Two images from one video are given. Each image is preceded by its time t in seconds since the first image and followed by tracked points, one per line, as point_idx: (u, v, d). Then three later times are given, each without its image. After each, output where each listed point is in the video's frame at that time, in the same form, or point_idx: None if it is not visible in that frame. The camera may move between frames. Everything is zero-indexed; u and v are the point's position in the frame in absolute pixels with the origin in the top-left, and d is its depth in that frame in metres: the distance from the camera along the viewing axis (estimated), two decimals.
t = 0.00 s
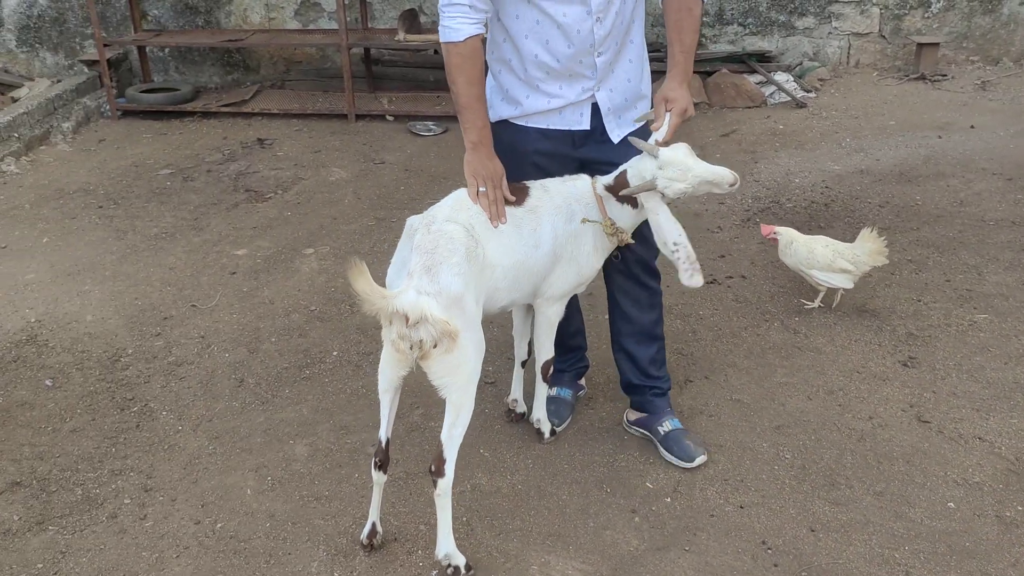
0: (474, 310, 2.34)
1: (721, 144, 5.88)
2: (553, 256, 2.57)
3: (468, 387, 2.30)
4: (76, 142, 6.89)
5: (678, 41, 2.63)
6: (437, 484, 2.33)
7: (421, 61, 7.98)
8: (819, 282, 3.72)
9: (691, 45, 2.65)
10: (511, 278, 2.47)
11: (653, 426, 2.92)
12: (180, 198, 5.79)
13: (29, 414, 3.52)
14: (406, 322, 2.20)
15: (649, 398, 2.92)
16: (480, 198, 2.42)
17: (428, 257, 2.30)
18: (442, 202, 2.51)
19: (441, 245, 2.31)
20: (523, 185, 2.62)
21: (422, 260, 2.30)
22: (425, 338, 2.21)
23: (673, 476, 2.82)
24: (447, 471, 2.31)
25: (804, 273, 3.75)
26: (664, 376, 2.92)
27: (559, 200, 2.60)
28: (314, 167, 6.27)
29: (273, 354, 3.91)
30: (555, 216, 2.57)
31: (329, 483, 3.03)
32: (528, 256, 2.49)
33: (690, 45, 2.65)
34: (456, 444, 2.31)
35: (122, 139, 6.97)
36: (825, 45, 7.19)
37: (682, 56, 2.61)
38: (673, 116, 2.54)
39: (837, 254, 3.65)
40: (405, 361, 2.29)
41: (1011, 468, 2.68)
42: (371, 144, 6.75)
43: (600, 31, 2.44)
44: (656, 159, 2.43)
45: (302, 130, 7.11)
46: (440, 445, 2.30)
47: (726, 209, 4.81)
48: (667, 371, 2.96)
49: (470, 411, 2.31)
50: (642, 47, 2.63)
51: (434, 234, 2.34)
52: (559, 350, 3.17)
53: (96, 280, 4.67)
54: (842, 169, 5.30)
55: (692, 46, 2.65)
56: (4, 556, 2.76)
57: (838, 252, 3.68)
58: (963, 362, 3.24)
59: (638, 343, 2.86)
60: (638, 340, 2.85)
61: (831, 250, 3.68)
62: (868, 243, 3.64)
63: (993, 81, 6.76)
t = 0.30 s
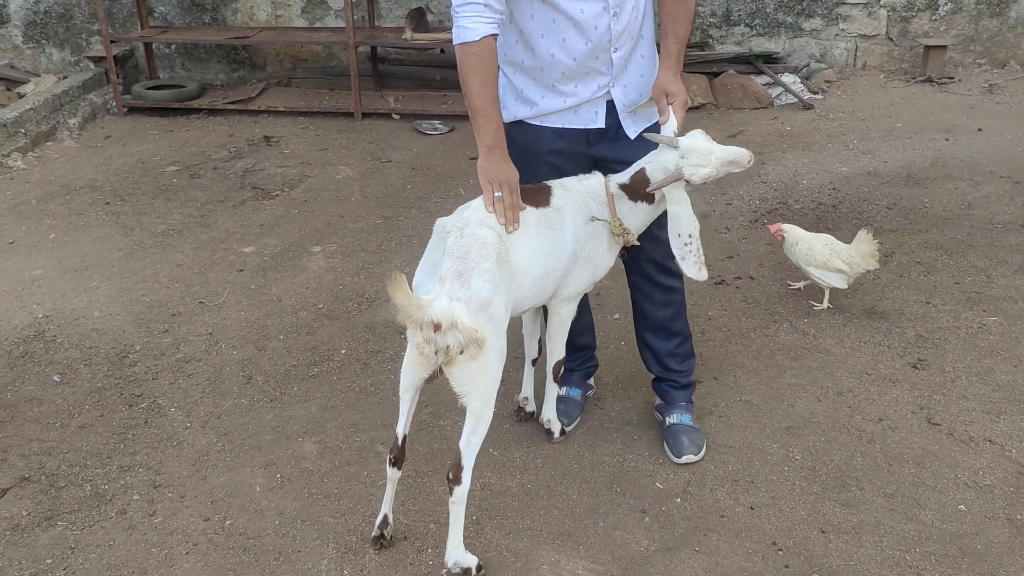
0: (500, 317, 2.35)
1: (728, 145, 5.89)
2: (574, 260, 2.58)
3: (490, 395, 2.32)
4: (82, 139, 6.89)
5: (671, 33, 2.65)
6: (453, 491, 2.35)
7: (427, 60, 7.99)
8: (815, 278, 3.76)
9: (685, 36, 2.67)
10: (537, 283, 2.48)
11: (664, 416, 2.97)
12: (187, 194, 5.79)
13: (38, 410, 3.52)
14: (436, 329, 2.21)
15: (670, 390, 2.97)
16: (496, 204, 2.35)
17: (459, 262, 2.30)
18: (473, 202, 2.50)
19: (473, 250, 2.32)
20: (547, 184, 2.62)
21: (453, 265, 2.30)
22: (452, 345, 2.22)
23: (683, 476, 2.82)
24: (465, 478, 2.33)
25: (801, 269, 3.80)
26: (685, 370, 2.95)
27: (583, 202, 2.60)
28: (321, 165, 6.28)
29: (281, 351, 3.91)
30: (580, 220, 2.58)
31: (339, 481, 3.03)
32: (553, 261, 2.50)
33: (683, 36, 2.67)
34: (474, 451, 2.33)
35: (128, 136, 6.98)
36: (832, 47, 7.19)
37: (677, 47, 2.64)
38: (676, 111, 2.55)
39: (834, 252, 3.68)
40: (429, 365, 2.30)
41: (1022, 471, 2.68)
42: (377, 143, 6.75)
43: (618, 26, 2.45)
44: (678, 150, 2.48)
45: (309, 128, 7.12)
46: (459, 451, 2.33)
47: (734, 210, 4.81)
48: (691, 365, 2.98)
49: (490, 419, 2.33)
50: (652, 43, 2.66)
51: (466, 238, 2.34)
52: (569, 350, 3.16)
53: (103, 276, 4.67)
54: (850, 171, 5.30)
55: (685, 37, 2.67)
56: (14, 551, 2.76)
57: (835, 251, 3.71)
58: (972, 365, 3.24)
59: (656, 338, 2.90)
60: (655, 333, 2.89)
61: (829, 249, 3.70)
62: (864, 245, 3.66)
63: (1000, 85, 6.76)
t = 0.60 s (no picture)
0: (504, 318, 2.34)
1: (731, 145, 5.88)
2: (577, 259, 2.58)
3: (495, 397, 2.31)
4: (84, 136, 6.89)
5: (685, 36, 2.64)
6: (455, 494, 2.34)
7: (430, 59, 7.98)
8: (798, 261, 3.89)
9: (699, 40, 2.65)
10: (539, 284, 2.48)
11: (666, 418, 2.97)
12: (189, 192, 5.78)
13: (39, 408, 3.51)
14: (442, 330, 2.20)
15: (672, 392, 2.96)
16: (508, 192, 2.37)
17: (464, 263, 2.29)
18: (476, 201, 2.49)
19: (477, 251, 2.30)
20: (549, 183, 2.61)
21: (458, 266, 2.28)
22: (458, 347, 2.21)
23: (686, 477, 2.81)
24: (468, 480, 2.33)
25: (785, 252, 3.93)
26: (688, 375, 2.94)
27: (584, 201, 2.59)
28: (323, 164, 6.27)
29: (284, 349, 3.90)
30: (581, 219, 2.57)
31: (341, 480, 3.02)
32: (555, 261, 2.49)
33: (697, 40, 2.65)
34: (477, 453, 2.33)
35: (130, 133, 6.97)
36: (836, 47, 7.18)
37: (689, 51, 2.64)
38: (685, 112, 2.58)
39: (818, 234, 3.84)
40: (434, 367, 2.29)
41: None
42: (380, 141, 6.75)
43: (621, 24, 2.43)
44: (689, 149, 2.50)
45: (311, 126, 7.11)
46: (462, 453, 2.32)
47: (737, 211, 4.81)
48: (695, 370, 2.97)
49: (494, 421, 2.33)
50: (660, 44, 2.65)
51: (470, 238, 2.33)
52: (572, 350, 3.16)
53: (105, 274, 4.66)
54: (853, 171, 5.30)
55: (699, 41, 2.66)
56: (15, 549, 2.75)
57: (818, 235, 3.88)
58: (976, 366, 3.23)
59: (662, 344, 2.90)
60: (659, 337, 2.88)
61: (813, 233, 3.87)
62: (846, 230, 3.84)
63: (1004, 85, 6.74)
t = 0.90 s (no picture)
0: (503, 318, 2.34)
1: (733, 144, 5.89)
2: (571, 257, 2.58)
3: (495, 398, 2.31)
4: (86, 135, 6.89)
5: (685, 34, 2.63)
6: (457, 494, 2.34)
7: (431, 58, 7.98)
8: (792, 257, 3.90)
9: (700, 38, 2.63)
10: (534, 284, 2.48)
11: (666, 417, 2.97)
12: (191, 191, 5.78)
13: (41, 406, 3.51)
14: (444, 332, 2.18)
15: (671, 392, 2.97)
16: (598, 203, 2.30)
17: (464, 263, 2.28)
18: (471, 203, 2.48)
19: (476, 252, 2.30)
20: (540, 183, 2.61)
21: (458, 267, 2.27)
22: (460, 348, 2.20)
23: (689, 476, 2.81)
24: (469, 480, 2.32)
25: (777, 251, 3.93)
26: (687, 376, 2.94)
27: (576, 198, 2.59)
28: (325, 163, 6.27)
29: (286, 348, 3.91)
30: (574, 218, 2.57)
31: (343, 478, 3.02)
32: (550, 260, 2.50)
33: (697, 38, 2.64)
34: (479, 453, 2.33)
35: (132, 132, 6.98)
36: (838, 47, 7.18)
37: (687, 51, 2.63)
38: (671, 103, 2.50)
39: (808, 228, 3.87)
40: (435, 369, 2.28)
41: None
42: (381, 140, 6.75)
43: (632, 25, 2.44)
44: (676, 132, 2.43)
45: (313, 125, 7.12)
46: (464, 454, 2.32)
47: (739, 210, 4.82)
48: (694, 371, 2.97)
49: (495, 421, 2.33)
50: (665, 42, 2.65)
51: (469, 239, 2.32)
52: (573, 349, 3.16)
53: (107, 273, 4.66)
54: (855, 171, 5.30)
55: (699, 40, 2.64)
56: (17, 547, 2.76)
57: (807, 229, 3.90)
58: (979, 365, 3.23)
59: (662, 345, 2.89)
60: (658, 338, 2.88)
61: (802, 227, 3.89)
62: (833, 219, 3.88)
63: (1005, 85, 6.74)
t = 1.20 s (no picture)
0: (503, 321, 2.34)
1: (734, 145, 5.89)
2: (570, 259, 2.59)
3: (495, 401, 2.32)
4: (87, 136, 6.90)
5: (680, 32, 2.63)
6: (458, 497, 2.35)
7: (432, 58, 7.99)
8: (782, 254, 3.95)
9: (695, 37, 2.64)
10: (534, 286, 2.48)
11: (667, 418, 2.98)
12: (192, 192, 5.79)
13: (42, 407, 3.52)
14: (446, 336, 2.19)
15: (671, 393, 2.97)
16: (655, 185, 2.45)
17: (464, 266, 2.28)
18: (470, 205, 2.48)
19: (476, 255, 2.30)
20: (539, 184, 2.61)
21: (458, 269, 2.28)
22: (460, 351, 2.21)
23: (689, 477, 2.81)
24: (470, 482, 2.33)
25: (765, 251, 3.96)
26: (686, 377, 2.95)
27: (574, 198, 2.59)
28: (326, 164, 6.28)
29: (287, 349, 3.91)
30: (572, 220, 2.57)
31: (344, 480, 3.03)
32: (549, 262, 2.50)
33: (693, 37, 2.64)
34: (480, 455, 2.34)
35: (133, 133, 6.98)
36: (838, 47, 7.18)
37: (681, 48, 2.63)
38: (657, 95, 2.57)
39: (794, 224, 3.93)
40: (435, 372, 2.28)
41: None
42: (382, 141, 6.76)
43: (647, 34, 2.45)
44: (669, 111, 2.49)
45: (313, 126, 7.12)
46: (465, 456, 2.33)
47: (739, 212, 4.83)
48: (694, 372, 2.97)
49: (495, 423, 2.34)
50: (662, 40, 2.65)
51: (469, 242, 2.33)
52: (574, 350, 3.16)
53: (108, 273, 4.67)
54: (856, 172, 5.30)
55: (695, 38, 2.64)
56: (19, 548, 2.76)
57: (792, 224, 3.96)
58: (979, 367, 3.23)
59: (660, 344, 2.89)
60: (659, 339, 2.89)
61: (788, 223, 3.95)
62: (817, 211, 3.95)
63: (1006, 86, 6.74)
